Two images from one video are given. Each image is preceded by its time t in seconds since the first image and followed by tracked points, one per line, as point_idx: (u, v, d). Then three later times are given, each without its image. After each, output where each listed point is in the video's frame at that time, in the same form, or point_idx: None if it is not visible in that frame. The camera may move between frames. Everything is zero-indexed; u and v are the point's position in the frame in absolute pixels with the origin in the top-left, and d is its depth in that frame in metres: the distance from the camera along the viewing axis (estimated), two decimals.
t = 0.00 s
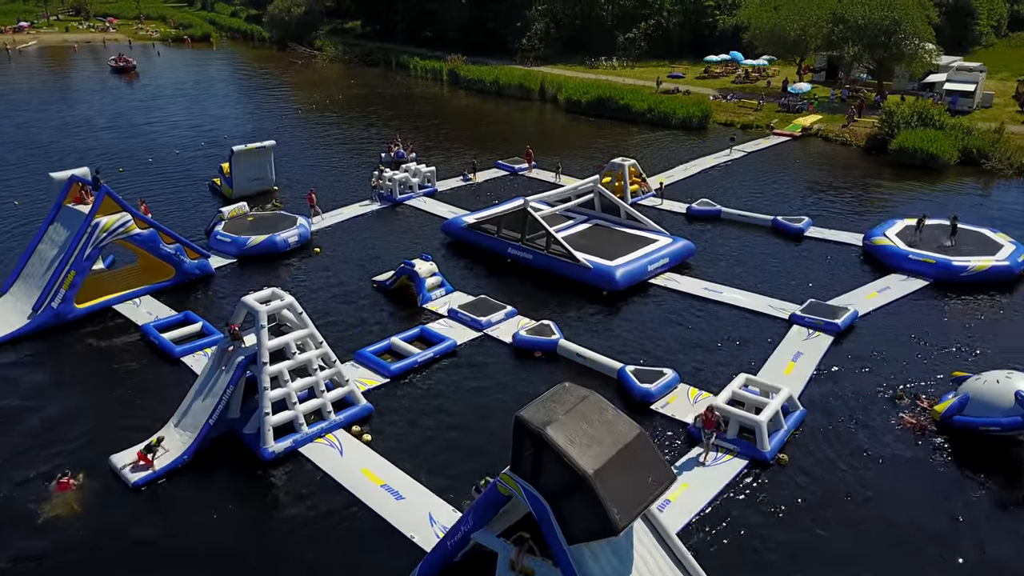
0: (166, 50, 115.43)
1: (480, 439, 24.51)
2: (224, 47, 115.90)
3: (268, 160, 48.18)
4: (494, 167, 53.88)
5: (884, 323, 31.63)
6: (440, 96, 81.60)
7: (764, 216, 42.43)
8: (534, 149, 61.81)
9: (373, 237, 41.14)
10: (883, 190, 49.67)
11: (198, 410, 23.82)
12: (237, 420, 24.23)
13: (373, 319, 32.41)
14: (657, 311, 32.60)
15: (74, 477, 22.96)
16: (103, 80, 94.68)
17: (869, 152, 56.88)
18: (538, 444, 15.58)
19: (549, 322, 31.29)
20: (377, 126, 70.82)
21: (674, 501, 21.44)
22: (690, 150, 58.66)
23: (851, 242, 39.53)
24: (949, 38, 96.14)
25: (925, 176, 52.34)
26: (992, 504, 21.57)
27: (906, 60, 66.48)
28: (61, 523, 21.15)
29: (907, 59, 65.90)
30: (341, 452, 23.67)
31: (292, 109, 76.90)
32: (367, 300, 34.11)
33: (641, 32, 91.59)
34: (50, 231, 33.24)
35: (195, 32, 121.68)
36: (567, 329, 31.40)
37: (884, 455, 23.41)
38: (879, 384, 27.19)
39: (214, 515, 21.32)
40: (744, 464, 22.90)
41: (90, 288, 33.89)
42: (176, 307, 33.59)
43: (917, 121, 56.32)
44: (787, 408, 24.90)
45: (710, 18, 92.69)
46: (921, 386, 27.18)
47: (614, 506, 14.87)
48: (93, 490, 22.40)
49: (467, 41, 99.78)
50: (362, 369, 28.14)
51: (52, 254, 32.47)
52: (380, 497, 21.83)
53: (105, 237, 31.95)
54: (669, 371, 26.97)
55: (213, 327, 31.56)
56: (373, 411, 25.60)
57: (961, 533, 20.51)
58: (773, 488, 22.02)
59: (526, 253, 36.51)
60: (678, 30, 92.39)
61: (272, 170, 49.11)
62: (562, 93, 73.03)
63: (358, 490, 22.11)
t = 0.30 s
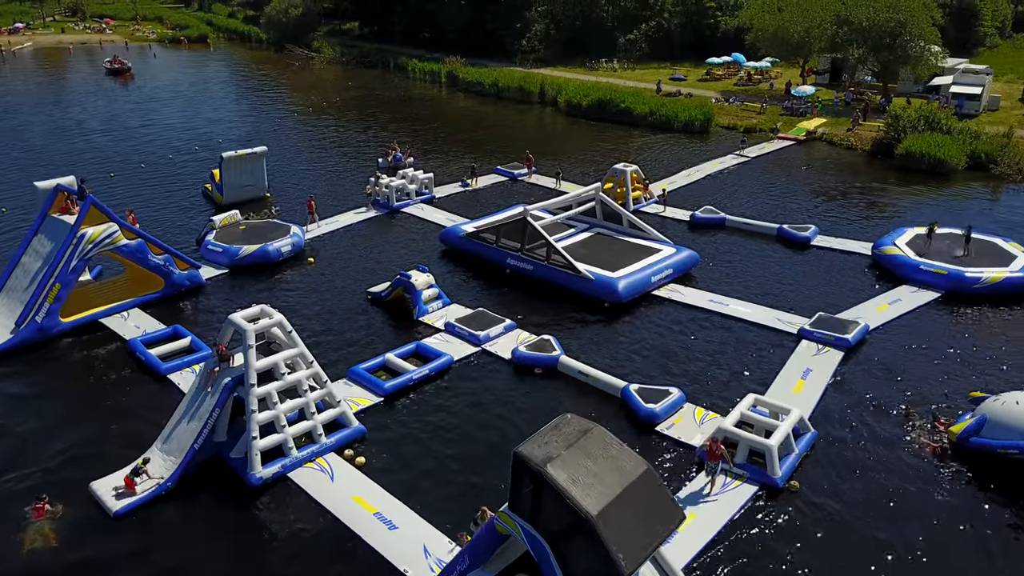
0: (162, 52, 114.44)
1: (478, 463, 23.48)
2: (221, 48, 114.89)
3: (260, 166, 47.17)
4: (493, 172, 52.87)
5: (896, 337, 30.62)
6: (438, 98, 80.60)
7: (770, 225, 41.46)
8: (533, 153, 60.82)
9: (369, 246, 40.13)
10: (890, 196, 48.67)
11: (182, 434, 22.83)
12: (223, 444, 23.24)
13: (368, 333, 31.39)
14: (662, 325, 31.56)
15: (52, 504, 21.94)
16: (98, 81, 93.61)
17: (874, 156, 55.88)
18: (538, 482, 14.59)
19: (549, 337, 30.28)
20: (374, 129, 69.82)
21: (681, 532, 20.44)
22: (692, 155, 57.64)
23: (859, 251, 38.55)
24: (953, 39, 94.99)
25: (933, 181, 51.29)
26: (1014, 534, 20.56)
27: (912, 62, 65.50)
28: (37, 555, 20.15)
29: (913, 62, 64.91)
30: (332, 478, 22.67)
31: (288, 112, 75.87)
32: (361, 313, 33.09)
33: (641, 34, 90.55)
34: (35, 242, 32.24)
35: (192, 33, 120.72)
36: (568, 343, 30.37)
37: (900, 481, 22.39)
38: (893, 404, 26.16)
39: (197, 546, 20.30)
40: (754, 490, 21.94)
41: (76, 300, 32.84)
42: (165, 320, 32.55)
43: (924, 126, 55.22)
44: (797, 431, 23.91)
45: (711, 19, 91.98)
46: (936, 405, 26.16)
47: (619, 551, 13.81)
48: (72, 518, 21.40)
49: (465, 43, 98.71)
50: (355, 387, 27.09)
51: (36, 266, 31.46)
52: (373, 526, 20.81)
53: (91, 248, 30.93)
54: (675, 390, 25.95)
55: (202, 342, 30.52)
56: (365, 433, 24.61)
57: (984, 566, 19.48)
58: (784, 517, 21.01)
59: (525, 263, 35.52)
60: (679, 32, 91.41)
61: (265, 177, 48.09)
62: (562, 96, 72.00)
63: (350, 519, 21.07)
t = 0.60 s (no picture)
0: (158, 53, 113.31)
1: (474, 489, 22.48)
2: (218, 50, 113.85)
3: (252, 173, 46.13)
4: (492, 178, 51.87)
5: (908, 353, 29.60)
6: (436, 101, 79.56)
7: (776, 233, 40.50)
8: (533, 158, 59.83)
9: (364, 256, 39.13)
10: (897, 203, 47.67)
11: (165, 459, 21.79)
12: (208, 470, 22.19)
13: (361, 347, 30.35)
14: (665, 340, 30.54)
15: (26, 534, 20.94)
16: (92, 84, 92.54)
17: (881, 162, 54.86)
18: (537, 528, 14.02)
19: (549, 352, 29.25)
20: (372, 133, 68.78)
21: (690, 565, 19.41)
22: (694, 160, 56.66)
23: (867, 262, 37.57)
24: (957, 41, 93.85)
25: (940, 187, 50.28)
26: None
27: (918, 65, 64.46)
28: None
29: (919, 65, 63.96)
30: (321, 505, 21.63)
31: (284, 115, 74.83)
32: (355, 326, 32.06)
33: (642, 36, 89.46)
34: (17, 254, 31.23)
35: (189, 35, 119.68)
36: (569, 359, 29.34)
37: (918, 510, 21.36)
38: (908, 425, 25.16)
39: None
40: (766, 519, 20.91)
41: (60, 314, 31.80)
42: (152, 334, 31.53)
43: (931, 131, 54.08)
44: (809, 455, 22.88)
45: (713, 20, 90.95)
46: (952, 426, 25.14)
47: None
48: (47, 550, 20.38)
49: (464, 44, 97.65)
50: (347, 407, 26.05)
51: (18, 279, 30.42)
52: (364, 560, 19.79)
53: (75, 261, 29.94)
54: (680, 411, 24.95)
55: (190, 358, 29.52)
56: (357, 457, 23.58)
57: None
58: (797, 549, 20.00)
59: (524, 274, 34.53)
60: (680, 34, 90.44)
61: (257, 183, 47.09)
62: (562, 98, 70.93)
63: (340, 552, 20.05)
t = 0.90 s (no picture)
0: (154, 55, 112.14)
1: (471, 518, 21.41)
2: (214, 52, 112.71)
3: (244, 179, 45.06)
4: (491, 184, 50.78)
5: (922, 369, 28.53)
6: (435, 104, 78.47)
7: (782, 242, 39.46)
8: (533, 163, 58.74)
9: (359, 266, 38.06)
10: (905, 209, 46.60)
11: (146, 488, 20.71)
12: (191, 498, 21.11)
13: (355, 364, 29.28)
14: (670, 355, 29.47)
15: None
16: (86, 86, 91.33)
17: (887, 167, 53.78)
18: None
19: (550, 369, 28.17)
20: (369, 137, 67.68)
21: None
22: (697, 165, 55.57)
23: (877, 272, 36.53)
24: (961, 43, 92.71)
25: (948, 193, 49.21)
26: None
27: (924, 68, 63.40)
28: None
29: (925, 68, 62.95)
30: (310, 537, 20.54)
31: (280, 119, 73.72)
32: (349, 341, 31.00)
33: (643, 37, 88.34)
34: None
35: (184, 36, 118.51)
36: (570, 376, 28.26)
37: (938, 541, 20.30)
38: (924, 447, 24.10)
39: None
40: (778, 551, 19.85)
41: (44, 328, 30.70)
42: (138, 349, 30.42)
43: (939, 136, 52.91)
44: (822, 482, 21.81)
45: (714, 22, 89.90)
46: (971, 449, 24.07)
47: None
48: None
49: (463, 46, 96.50)
50: (339, 429, 24.99)
51: None
52: None
53: (57, 274, 28.88)
54: (687, 434, 23.90)
55: (176, 375, 28.43)
56: (348, 483, 22.50)
57: None
58: None
59: (524, 286, 33.47)
60: (682, 35, 89.38)
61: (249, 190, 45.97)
62: (562, 102, 69.85)
63: None
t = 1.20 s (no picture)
0: (151, 56, 111.03)
1: (466, 551, 20.32)
2: (211, 53, 111.62)
3: (233, 187, 43.92)
4: (489, 190, 49.68)
5: (936, 387, 27.43)
6: (433, 107, 77.38)
7: (788, 252, 38.37)
8: (532, 167, 57.63)
9: (353, 277, 36.97)
10: (911, 215, 45.56)
11: (121, 520, 19.61)
12: (170, 531, 20.02)
13: (347, 382, 28.20)
14: (674, 372, 28.39)
15: None
16: (80, 88, 90.17)
17: (893, 172, 52.68)
18: None
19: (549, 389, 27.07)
20: (365, 140, 66.51)
21: None
22: (699, 169, 54.47)
23: (886, 283, 35.43)
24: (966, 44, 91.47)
25: (957, 200, 48.09)
26: None
27: (930, 71, 62.32)
28: None
29: (931, 70, 61.86)
30: (295, 571, 19.44)
31: (275, 122, 72.57)
32: (341, 357, 29.91)
33: (644, 39, 87.27)
34: None
35: (181, 37, 117.48)
36: (570, 395, 27.15)
37: None
38: (941, 472, 23.02)
39: None
40: None
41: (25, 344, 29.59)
42: (122, 366, 29.29)
43: (947, 140, 51.77)
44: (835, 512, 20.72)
45: (716, 23, 88.81)
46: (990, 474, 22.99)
47: None
48: None
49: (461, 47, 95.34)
50: (329, 454, 23.88)
51: None
52: None
53: (37, 288, 27.92)
54: (692, 460, 22.82)
55: (160, 394, 27.30)
56: (336, 513, 21.40)
57: None
58: None
59: (522, 298, 32.38)
60: (683, 36, 88.33)
61: (240, 197, 44.89)
62: (562, 105, 68.75)
63: None
